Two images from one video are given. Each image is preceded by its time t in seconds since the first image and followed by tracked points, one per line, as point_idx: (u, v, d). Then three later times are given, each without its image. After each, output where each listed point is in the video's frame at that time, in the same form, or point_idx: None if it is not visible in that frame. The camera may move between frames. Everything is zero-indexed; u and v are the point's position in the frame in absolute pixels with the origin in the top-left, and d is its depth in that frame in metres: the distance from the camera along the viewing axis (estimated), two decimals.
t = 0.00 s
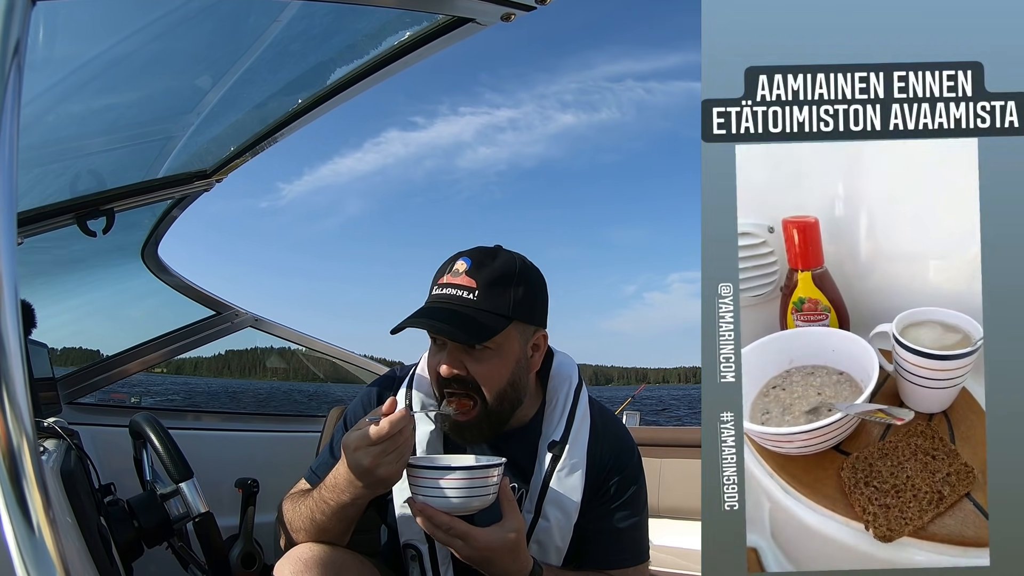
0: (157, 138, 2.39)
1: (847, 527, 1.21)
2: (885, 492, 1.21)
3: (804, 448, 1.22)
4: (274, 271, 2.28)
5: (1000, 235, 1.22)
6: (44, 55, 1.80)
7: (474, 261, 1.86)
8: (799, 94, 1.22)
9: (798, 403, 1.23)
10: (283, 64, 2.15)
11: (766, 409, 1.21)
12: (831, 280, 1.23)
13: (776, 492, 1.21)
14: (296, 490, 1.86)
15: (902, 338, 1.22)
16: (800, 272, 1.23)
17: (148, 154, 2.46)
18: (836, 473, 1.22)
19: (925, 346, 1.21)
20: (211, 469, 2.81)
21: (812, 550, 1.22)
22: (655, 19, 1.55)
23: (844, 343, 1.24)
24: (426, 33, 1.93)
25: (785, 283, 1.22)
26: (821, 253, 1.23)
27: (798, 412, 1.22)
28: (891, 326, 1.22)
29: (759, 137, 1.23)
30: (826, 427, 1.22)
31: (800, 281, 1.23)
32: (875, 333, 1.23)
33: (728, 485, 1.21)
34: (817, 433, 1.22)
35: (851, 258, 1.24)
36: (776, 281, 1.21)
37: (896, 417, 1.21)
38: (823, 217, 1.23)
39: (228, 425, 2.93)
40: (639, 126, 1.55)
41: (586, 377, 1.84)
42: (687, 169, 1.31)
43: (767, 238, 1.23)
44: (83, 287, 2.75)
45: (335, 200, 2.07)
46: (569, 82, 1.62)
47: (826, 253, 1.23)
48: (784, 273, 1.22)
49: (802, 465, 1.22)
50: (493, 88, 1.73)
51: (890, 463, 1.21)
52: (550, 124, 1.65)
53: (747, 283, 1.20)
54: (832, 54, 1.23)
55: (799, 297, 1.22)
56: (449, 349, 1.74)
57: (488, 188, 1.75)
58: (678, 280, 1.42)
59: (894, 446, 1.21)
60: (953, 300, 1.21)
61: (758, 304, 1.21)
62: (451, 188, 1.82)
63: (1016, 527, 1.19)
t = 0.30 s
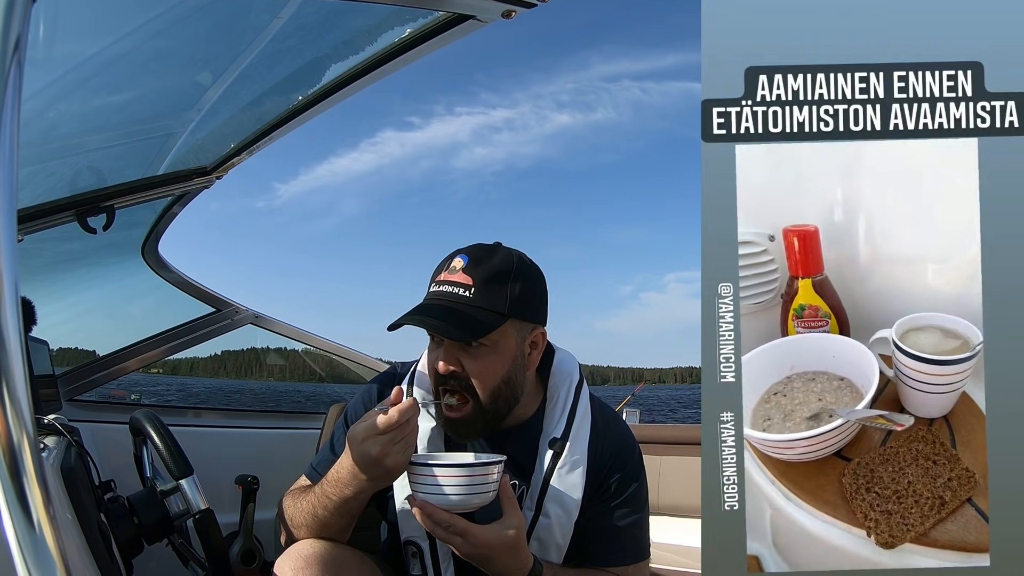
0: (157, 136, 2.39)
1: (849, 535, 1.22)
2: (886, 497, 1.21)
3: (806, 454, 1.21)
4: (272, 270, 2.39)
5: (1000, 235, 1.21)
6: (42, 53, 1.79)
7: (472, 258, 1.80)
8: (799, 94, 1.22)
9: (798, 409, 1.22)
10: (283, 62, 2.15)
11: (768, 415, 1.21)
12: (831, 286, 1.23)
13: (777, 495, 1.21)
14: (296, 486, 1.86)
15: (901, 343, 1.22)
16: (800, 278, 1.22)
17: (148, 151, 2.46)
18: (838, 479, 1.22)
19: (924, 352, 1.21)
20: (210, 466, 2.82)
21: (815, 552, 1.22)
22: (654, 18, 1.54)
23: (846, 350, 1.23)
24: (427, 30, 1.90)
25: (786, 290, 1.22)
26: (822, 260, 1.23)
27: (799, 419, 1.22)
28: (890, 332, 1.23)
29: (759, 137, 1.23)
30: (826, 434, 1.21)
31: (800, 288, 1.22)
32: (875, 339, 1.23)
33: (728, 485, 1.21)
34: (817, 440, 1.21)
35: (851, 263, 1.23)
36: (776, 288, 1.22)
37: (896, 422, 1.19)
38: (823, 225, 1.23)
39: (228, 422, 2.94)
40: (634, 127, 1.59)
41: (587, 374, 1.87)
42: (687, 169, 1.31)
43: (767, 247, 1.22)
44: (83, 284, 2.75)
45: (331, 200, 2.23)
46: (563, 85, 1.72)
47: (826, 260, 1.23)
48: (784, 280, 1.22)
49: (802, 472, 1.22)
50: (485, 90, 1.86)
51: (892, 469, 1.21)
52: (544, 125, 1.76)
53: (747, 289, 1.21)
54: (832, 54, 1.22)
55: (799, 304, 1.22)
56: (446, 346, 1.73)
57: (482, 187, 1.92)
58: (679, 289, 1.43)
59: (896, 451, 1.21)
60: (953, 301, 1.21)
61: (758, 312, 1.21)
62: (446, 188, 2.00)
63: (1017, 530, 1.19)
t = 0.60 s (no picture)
0: (154, 136, 2.38)
1: (851, 541, 1.21)
2: (887, 503, 1.21)
3: (806, 461, 1.21)
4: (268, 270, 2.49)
5: (999, 235, 1.21)
6: (41, 55, 1.77)
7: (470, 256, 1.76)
8: (799, 94, 1.23)
9: (800, 416, 1.22)
10: (281, 61, 2.14)
11: (769, 421, 1.21)
12: (833, 293, 1.23)
13: (778, 497, 1.20)
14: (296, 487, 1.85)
15: (902, 350, 1.22)
16: (801, 286, 1.22)
17: (144, 151, 2.45)
18: (839, 485, 1.21)
19: (924, 359, 1.22)
20: (208, 466, 2.79)
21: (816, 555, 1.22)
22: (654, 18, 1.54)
23: (846, 357, 1.24)
24: (423, 29, 1.94)
25: (786, 297, 1.22)
26: (823, 266, 1.23)
27: (801, 425, 1.21)
28: (891, 339, 1.23)
29: (758, 136, 1.23)
30: (828, 440, 1.21)
31: (801, 296, 1.22)
32: (876, 346, 1.23)
33: (728, 485, 1.21)
34: (818, 446, 1.21)
35: (852, 270, 1.23)
36: (778, 295, 1.22)
37: (898, 429, 1.21)
38: (824, 234, 1.23)
39: (226, 423, 2.93)
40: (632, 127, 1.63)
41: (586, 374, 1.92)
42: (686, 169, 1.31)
43: (770, 255, 1.22)
44: (79, 285, 2.74)
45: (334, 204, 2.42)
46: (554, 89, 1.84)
47: (827, 267, 1.23)
48: (786, 288, 1.22)
49: (804, 478, 1.22)
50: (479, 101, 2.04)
51: (893, 475, 1.21)
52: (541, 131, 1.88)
53: (746, 295, 1.21)
54: (832, 54, 1.23)
55: (800, 311, 1.22)
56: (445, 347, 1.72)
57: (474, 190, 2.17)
58: (680, 292, 1.45)
59: (897, 457, 1.21)
60: (952, 306, 1.21)
61: (760, 319, 1.21)
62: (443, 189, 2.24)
63: (1017, 534, 1.19)
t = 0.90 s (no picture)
0: (152, 141, 2.38)
1: (849, 544, 1.20)
2: (886, 505, 1.20)
3: (804, 461, 1.20)
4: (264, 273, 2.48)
5: (999, 235, 1.21)
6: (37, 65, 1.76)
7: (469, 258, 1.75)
8: (799, 94, 1.23)
9: (798, 417, 1.21)
10: (280, 64, 2.14)
11: (766, 422, 1.20)
12: (831, 294, 1.22)
13: (775, 498, 1.20)
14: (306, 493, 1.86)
15: (899, 353, 1.21)
16: (800, 286, 1.21)
17: (141, 157, 2.44)
18: (836, 487, 1.20)
19: (922, 361, 1.21)
20: (210, 471, 2.80)
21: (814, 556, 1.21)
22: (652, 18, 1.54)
23: (845, 359, 1.22)
24: (419, 33, 1.94)
25: (786, 298, 1.21)
26: (822, 267, 1.22)
27: (798, 426, 1.20)
28: (888, 341, 1.21)
29: (758, 136, 1.23)
30: (826, 441, 1.20)
31: (800, 297, 1.21)
32: (874, 347, 1.21)
33: (728, 485, 1.21)
34: (816, 447, 1.20)
35: (851, 272, 1.22)
36: (777, 296, 1.21)
37: (896, 430, 1.20)
38: (824, 235, 1.22)
39: (227, 429, 2.93)
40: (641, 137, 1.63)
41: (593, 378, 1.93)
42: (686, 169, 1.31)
43: (768, 256, 1.21)
44: (77, 291, 2.73)
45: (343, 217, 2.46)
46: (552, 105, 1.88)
47: (826, 268, 1.22)
48: (784, 288, 1.21)
49: (799, 480, 1.20)
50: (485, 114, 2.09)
51: (890, 477, 1.20)
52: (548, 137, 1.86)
53: (747, 294, 1.20)
54: (831, 54, 1.23)
55: (799, 312, 1.21)
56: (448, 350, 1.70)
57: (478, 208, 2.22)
58: (680, 292, 1.45)
59: (894, 460, 1.20)
60: (950, 307, 1.21)
61: (759, 320, 1.20)
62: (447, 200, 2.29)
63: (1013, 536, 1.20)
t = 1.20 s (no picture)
0: (152, 142, 2.38)
1: (849, 545, 1.18)
2: (884, 504, 1.18)
3: (803, 460, 1.27)
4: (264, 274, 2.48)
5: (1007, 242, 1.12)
6: (36, 67, 1.75)
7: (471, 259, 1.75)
8: (799, 93, 1.20)
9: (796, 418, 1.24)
10: (280, 63, 2.14)
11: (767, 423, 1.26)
12: (829, 292, 1.12)
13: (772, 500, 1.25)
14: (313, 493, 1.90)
15: (899, 350, 1.11)
16: (798, 285, 1.12)
17: (140, 157, 2.44)
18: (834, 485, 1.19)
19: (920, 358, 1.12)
20: (214, 472, 2.80)
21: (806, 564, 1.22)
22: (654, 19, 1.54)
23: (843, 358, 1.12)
24: (419, 33, 1.94)
25: (782, 297, 1.12)
26: (820, 266, 1.12)
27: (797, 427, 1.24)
28: (887, 338, 1.11)
29: (759, 136, 1.22)
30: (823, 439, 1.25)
31: (798, 296, 1.11)
32: (871, 346, 1.11)
33: (728, 484, 1.25)
34: (813, 446, 1.27)
35: (847, 273, 1.12)
36: (775, 295, 1.12)
37: (894, 428, 1.18)
38: (820, 236, 1.15)
39: (226, 430, 2.93)
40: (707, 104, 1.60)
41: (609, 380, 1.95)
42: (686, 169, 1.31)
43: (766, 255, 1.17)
44: (77, 292, 2.73)
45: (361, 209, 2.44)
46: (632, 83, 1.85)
47: (825, 268, 1.12)
48: (781, 287, 1.13)
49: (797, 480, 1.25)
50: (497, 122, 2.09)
51: (889, 476, 1.19)
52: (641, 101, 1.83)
53: (746, 295, 1.14)
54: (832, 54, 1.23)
55: (795, 311, 1.12)
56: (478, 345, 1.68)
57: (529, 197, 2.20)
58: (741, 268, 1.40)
59: (893, 458, 1.19)
60: (949, 309, 1.09)
61: (756, 318, 1.14)
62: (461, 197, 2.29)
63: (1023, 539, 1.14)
